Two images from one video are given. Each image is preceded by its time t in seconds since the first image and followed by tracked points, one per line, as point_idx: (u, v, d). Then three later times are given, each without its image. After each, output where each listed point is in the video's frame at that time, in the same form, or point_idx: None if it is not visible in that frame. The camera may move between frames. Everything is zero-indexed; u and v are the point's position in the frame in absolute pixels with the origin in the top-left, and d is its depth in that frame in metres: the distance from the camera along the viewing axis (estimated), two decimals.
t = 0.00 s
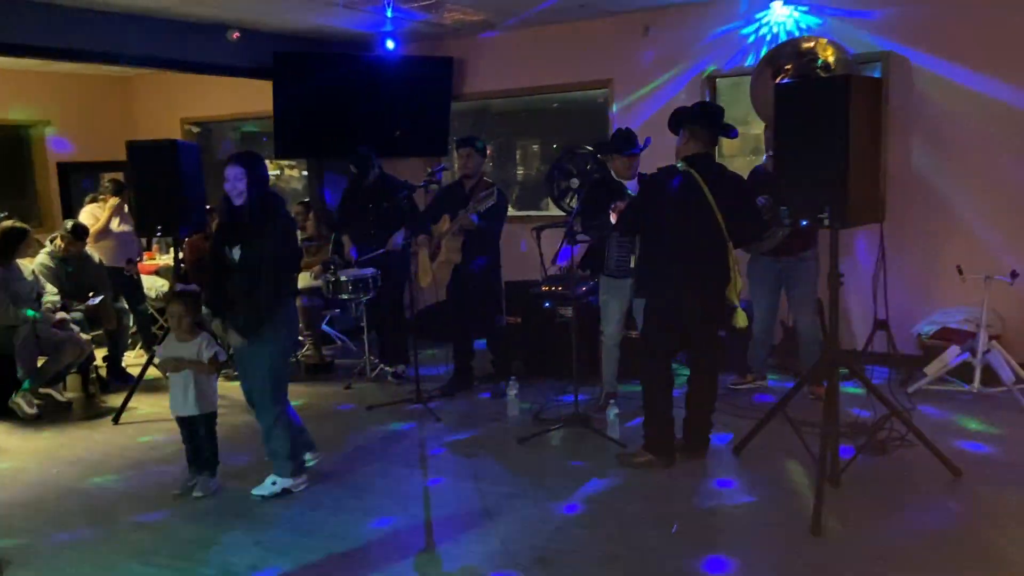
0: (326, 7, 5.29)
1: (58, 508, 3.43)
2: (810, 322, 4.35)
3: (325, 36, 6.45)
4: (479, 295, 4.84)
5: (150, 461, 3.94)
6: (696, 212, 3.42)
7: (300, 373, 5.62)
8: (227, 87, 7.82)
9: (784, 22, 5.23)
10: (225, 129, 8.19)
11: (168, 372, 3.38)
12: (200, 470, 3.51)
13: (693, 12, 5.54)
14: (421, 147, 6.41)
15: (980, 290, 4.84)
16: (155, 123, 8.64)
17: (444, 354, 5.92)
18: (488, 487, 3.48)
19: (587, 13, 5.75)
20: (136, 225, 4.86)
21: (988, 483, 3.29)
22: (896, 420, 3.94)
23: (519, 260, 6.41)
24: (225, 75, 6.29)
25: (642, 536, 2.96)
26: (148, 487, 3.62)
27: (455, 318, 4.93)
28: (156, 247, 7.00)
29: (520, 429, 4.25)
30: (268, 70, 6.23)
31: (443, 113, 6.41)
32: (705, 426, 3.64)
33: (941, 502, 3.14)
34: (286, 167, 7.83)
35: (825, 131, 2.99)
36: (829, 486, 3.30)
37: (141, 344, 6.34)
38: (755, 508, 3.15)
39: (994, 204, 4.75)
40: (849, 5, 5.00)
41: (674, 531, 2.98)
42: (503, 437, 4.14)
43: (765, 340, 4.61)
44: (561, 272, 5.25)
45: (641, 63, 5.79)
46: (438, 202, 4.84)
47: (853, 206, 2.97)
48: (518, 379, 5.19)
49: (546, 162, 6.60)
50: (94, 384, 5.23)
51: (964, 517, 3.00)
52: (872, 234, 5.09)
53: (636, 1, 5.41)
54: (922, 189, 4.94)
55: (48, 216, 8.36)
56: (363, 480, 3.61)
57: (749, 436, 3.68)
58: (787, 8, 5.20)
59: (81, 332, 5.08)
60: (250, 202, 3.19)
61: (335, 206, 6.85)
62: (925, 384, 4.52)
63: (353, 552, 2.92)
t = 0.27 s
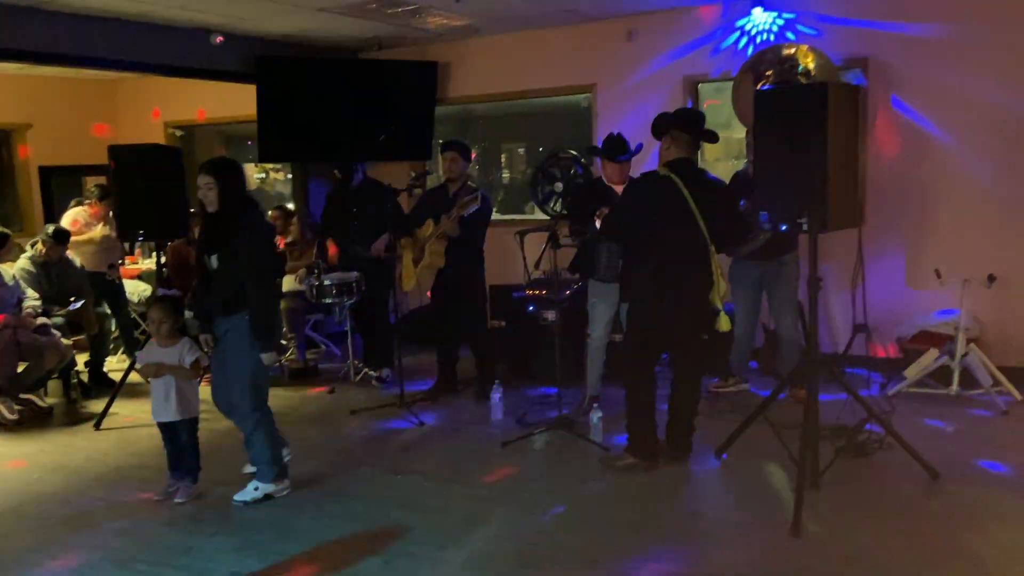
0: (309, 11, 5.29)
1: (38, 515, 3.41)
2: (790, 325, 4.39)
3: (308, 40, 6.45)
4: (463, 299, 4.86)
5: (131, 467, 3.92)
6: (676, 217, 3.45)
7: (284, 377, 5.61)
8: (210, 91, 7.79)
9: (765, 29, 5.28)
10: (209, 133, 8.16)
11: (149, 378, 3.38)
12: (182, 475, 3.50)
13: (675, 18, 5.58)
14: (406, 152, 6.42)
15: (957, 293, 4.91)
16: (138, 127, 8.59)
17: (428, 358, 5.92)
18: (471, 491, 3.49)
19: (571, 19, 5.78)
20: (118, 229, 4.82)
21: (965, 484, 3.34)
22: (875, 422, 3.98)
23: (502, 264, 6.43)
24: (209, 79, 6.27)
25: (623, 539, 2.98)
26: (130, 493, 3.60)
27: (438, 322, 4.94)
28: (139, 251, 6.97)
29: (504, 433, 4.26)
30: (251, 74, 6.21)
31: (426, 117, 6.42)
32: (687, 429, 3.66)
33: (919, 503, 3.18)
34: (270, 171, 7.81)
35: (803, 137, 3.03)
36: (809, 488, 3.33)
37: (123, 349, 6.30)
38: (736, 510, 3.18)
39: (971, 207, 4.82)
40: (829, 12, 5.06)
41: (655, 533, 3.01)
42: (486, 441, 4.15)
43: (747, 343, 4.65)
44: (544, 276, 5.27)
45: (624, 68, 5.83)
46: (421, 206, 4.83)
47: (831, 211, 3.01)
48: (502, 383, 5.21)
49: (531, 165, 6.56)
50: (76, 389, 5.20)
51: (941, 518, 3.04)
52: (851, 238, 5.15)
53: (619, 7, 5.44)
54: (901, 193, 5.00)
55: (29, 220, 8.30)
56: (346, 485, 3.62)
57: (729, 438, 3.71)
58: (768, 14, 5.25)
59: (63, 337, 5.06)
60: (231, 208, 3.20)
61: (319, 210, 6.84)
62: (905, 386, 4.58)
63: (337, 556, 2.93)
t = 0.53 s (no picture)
0: (292, 13, 5.27)
1: (17, 519, 3.38)
2: (772, 327, 4.42)
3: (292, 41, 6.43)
4: (447, 303, 4.85)
5: (111, 470, 3.89)
6: (658, 220, 3.46)
7: (267, 380, 5.58)
8: (194, 92, 7.75)
9: (748, 32, 5.31)
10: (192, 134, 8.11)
11: (130, 379, 3.36)
12: (162, 478, 3.49)
13: (658, 22, 5.60)
14: (390, 154, 6.40)
15: (937, 295, 4.96)
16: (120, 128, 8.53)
17: (412, 360, 5.92)
18: (454, 493, 3.49)
19: (554, 22, 5.79)
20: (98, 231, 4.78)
21: (944, 485, 3.37)
22: (855, 423, 4.02)
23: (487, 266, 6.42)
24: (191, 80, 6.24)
25: (605, 540, 2.99)
26: (110, 496, 3.58)
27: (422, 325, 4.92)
28: (121, 253, 6.92)
29: (488, 435, 4.26)
30: (234, 75, 6.19)
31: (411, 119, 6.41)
32: (670, 430, 3.70)
33: (898, 503, 3.21)
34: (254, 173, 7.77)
35: (786, 138, 3.04)
36: (790, 489, 3.35)
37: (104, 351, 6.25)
38: (717, 511, 3.20)
39: (950, 209, 4.87)
40: (811, 16, 5.09)
41: (637, 535, 3.02)
42: (470, 443, 4.14)
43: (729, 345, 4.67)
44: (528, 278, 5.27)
45: (608, 71, 5.85)
46: (404, 208, 4.83)
47: (811, 213, 3.03)
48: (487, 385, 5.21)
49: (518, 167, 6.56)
50: (56, 392, 5.16)
51: (921, 519, 3.06)
52: (832, 240, 5.18)
53: (602, 10, 5.46)
54: (881, 196, 5.04)
55: (9, 222, 8.22)
56: (328, 487, 3.61)
57: (712, 440, 3.73)
58: (751, 17, 5.28)
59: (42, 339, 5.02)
60: (208, 209, 3.17)
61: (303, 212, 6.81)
62: (885, 387, 4.61)
63: (318, 559, 2.92)
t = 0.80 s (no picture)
0: (282, 11, 5.26)
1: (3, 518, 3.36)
2: (760, 326, 4.44)
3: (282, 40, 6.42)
4: (436, 302, 4.86)
5: (97, 469, 3.88)
6: (645, 219, 3.48)
7: (255, 379, 5.57)
8: (184, 90, 7.73)
9: (736, 32, 5.34)
10: (181, 132, 8.09)
11: (117, 377, 3.35)
12: (149, 477, 3.48)
13: (648, 22, 5.62)
14: (380, 153, 6.40)
15: (923, 294, 4.99)
16: (109, 126, 8.49)
17: (401, 359, 5.92)
18: (442, 491, 3.50)
19: (544, 21, 5.80)
20: (87, 228, 4.82)
21: (928, 482, 3.40)
22: (841, 421, 4.04)
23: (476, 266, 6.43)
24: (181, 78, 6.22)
25: (593, 537, 3.00)
26: (97, 495, 3.56)
27: (411, 325, 4.92)
28: (109, 252, 6.89)
29: (476, 434, 4.26)
30: (224, 74, 6.17)
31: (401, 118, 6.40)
32: (658, 428, 3.72)
33: (883, 500, 3.23)
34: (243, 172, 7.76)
35: (772, 138, 3.06)
36: (776, 486, 3.37)
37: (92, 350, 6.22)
38: (704, 508, 3.22)
39: (936, 208, 4.90)
40: (799, 16, 5.12)
41: (624, 533, 3.03)
42: (458, 442, 4.14)
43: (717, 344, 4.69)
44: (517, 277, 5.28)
45: (598, 71, 5.87)
46: (393, 207, 4.84)
47: (797, 213, 3.05)
48: (476, 384, 5.22)
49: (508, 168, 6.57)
50: (43, 391, 5.14)
51: (907, 516, 3.08)
52: (819, 240, 5.21)
53: (592, 10, 5.48)
54: (868, 196, 5.07)
55: None
56: (316, 486, 3.60)
57: (699, 438, 3.74)
58: (739, 17, 5.30)
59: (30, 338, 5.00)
60: (195, 208, 3.18)
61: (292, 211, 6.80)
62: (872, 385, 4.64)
63: (306, 557, 2.92)
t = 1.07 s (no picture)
0: (273, 10, 5.25)
1: None
2: (750, 327, 4.45)
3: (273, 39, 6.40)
4: (427, 302, 4.86)
5: (86, 469, 3.86)
6: (636, 219, 3.49)
7: (246, 378, 5.56)
8: (175, 89, 7.71)
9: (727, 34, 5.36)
10: (171, 131, 8.07)
11: (105, 377, 3.34)
12: (139, 476, 3.47)
13: (639, 22, 5.64)
14: (372, 153, 6.39)
15: (911, 294, 5.02)
16: (99, 124, 8.45)
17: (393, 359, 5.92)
18: (433, 490, 3.50)
19: (536, 22, 5.81)
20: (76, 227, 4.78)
21: (917, 482, 3.42)
22: (831, 420, 4.06)
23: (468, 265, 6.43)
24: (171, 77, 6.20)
25: (583, 537, 3.01)
26: (86, 495, 3.55)
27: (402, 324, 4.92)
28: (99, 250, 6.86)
29: (467, 433, 4.27)
30: (215, 73, 6.15)
31: (393, 118, 6.40)
32: (648, 427, 3.73)
33: (872, 500, 3.25)
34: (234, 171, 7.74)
35: (762, 138, 3.07)
36: (766, 486, 3.39)
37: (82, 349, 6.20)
38: (693, 507, 3.23)
39: (926, 209, 4.93)
40: (790, 18, 5.14)
41: (615, 532, 3.03)
42: (449, 442, 4.14)
43: (708, 344, 4.71)
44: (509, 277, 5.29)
45: (589, 71, 5.88)
46: (384, 207, 4.84)
47: (787, 213, 3.07)
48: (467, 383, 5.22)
49: (500, 167, 6.60)
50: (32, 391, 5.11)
51: (895, 516, 3.10)
52: (809, 240, 5.23)
53: (584, 10, 5.48)
54: (857, 196, 5.10)
55: None
56: (306, 485, 3.60)
57: (689, 437, 3.75)
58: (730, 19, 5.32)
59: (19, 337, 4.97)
60: (183, 207, 3.17)
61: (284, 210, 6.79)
62: (861, 385, 4.66)
63: (296, 557, 2.92)
